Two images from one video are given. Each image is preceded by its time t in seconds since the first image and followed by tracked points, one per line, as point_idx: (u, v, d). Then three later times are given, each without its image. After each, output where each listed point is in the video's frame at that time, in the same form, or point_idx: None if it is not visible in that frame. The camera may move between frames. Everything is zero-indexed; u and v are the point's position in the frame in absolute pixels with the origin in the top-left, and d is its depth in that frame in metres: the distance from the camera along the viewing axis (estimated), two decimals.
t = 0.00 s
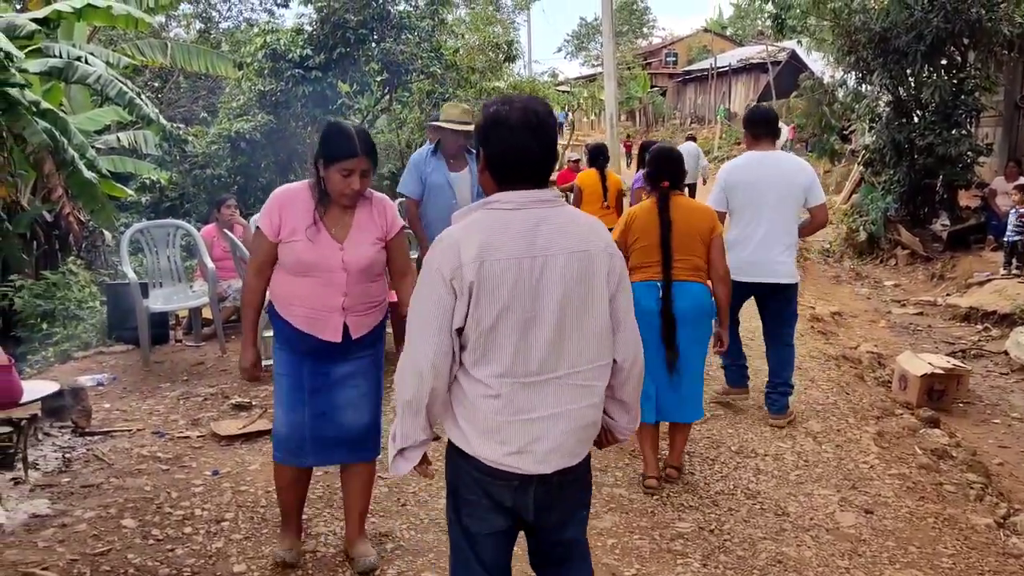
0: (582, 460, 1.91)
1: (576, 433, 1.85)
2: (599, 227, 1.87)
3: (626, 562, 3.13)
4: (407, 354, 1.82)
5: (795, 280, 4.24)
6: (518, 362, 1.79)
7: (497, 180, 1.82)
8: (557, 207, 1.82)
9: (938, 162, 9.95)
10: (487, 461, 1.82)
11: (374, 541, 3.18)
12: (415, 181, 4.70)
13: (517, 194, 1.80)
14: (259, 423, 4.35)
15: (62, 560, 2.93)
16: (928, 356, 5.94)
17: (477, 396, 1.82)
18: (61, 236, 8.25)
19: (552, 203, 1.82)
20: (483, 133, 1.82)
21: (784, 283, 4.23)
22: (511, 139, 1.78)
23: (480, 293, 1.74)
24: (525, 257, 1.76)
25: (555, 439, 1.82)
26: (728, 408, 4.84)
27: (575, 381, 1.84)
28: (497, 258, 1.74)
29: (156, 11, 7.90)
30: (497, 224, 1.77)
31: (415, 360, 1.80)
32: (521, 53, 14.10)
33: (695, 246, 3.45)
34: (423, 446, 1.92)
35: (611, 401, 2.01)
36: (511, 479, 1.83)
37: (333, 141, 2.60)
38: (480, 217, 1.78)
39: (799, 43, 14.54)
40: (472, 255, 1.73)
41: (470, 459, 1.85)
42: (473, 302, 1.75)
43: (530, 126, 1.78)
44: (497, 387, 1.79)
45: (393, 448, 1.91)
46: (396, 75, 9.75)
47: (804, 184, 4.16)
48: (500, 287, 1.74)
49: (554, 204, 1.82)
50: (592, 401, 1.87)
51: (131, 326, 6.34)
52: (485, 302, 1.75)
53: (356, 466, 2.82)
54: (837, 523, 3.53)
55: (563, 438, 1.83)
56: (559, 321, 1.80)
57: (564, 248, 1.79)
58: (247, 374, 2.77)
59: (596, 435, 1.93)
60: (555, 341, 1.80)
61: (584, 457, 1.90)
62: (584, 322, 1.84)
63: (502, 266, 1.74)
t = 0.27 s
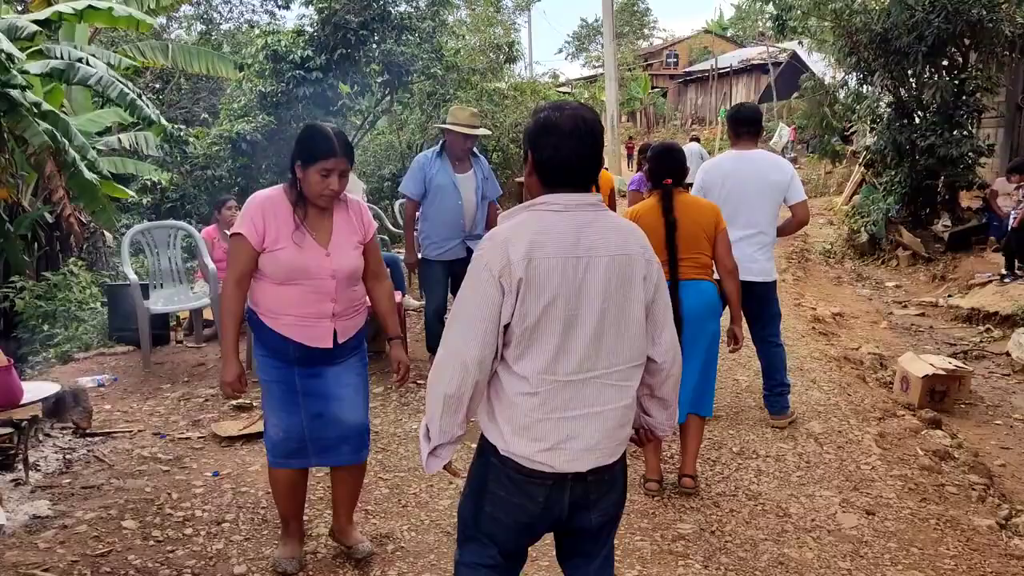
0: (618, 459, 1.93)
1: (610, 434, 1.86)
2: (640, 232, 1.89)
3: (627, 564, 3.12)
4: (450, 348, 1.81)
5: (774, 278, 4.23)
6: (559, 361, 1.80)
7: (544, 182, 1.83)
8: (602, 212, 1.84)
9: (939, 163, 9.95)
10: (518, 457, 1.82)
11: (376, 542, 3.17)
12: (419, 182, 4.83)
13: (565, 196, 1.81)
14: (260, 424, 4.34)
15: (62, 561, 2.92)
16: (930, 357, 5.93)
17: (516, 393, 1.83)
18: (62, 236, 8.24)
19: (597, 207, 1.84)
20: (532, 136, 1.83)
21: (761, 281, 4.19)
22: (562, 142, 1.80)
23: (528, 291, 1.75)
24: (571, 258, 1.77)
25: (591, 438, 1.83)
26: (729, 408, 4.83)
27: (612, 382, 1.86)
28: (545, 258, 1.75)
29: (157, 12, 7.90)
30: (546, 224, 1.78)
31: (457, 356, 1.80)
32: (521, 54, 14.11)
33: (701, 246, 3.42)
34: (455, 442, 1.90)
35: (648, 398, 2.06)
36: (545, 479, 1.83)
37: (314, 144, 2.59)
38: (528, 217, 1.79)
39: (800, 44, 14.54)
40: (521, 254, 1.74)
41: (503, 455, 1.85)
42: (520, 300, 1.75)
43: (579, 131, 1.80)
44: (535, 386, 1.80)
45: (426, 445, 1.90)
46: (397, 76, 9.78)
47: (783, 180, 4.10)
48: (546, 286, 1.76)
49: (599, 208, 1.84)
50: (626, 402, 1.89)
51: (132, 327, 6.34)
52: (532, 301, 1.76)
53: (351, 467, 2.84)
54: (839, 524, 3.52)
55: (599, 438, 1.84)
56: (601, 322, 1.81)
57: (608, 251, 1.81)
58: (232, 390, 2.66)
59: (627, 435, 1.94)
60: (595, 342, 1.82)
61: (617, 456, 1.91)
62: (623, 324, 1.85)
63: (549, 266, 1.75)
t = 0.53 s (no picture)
0: (624, 454, 1.92)
1: (613, 429, 1.85)
2: (650, 231, 1.88)
3: (627, 565, 3.12)
4: (460, 338, 1.82)
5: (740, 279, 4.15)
6: (563, 354, 1.80)
7: (556, 177, 1.85)
8: (613, 210, 1.84)
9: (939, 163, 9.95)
10: (521, 448, 1.83)
11: (376, 543, 3.17)
12: (421, 182, 4.84)
13: (577, 193, 1.82)
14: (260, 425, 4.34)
15: (61, 562, 2.92)
16: (929, 357, 5.93)
17: (521, 384, 1.83)
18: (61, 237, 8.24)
19: (607, 205, 1.84)
20: (545, 132, 1.85)
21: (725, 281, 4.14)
22: (574, 139, 1.81)
23: (534, 282, 1.75)
24: (578, 252, 1.77)
25: (594, 432, 1.83)
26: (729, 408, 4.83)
27: (617, 377, 1.85)
28: (552, 250, 1.75)
29: (156, 13, 7.90)
30: (555, 219, 1.78)
31: (466, 345, 1.80)
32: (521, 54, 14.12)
33: (712, 247, 3.40)
34: (470, 440, 1.89)
35: (653, 397, 2.07)
36: (547, 472, 1.83)
37: (293, 131, 2.60)
38: (539, 212, 1.80)
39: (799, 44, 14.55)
40: (529, 245, 1.74)
41: (507, 445, 1.86)
42: (527, 291, 1.76)
43: (590, 128, 1.81)
44: (539, 376, 1.81)
45: (442, 441, 1.89)
46: (397, 76, 9.81)
47: (753, 180, 4.03)
48: (552, 278, 1.76)
49: (610, 206, 1.84)
50: (630, 398, 1.88)
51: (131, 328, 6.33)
52: (537, 292, 1.76)
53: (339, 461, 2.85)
54: (839, 525, 3.52)
55: (601, 433, 1.83)
56: (606, 318, 1.81)
57: (615, 247, 1.80)
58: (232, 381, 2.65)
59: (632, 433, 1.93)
60: (599, 337, 1.81)
61: (621, 453, 1.91)
62: (629, 321, 1.84)
63: (556, 258, 1.75)
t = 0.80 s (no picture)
0: (610, 446, 1.94)
1: (599, 420, 1.87)
2: (625, 223, 1.91)
3: (626, 565, 3.11)
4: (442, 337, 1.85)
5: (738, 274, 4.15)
6: (546, 347, 1.83)
7: (529, 176, 1.88)
8: (588, 205, 1.87)
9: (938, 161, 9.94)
10: (509, 442, 1.85)
11: (374, 543, 3.16)
12: (423, 182, 4.80)
13: (550, 190, 1.85)
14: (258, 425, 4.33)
15: (57, 564, 2.91)
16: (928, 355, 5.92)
17: (506, 378, 1.86)
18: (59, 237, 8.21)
19: (582, 201, 1.87)
20: (518, 134, 1.88)
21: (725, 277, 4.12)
22: (542, 139, 1.86)
23: (513, 278, 1.78)
24: (555, 246, 1.80)
25: (579, 423, 1.84)
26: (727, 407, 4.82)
27: (601, 368, 1.87)
28: (529, 246, 1.78)
29: (154, 12, 7.88)
30: (531, 217, 1.82)
31: (450, 344, 1.84)
32: (519, 52, 14.10)
33: (712, 244, 3.36)
34: (459, 429, 1.93)
35: (643, 388, 2.09)
36: (533, 463, 1.85)
37: (289, 138, 2.58)
38: (515, 211, 1.83)
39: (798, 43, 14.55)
40: (506, 243, 1.78)
41: (495, 441, 1.89)
42: (506, 288, 1.79)
43: (557, 126, 1.85)
44: (523, 371, 1.83)
45: (431, 431, 1.93)
46: (396, 76, 9.83)
47: (747, 174, 4.03)
48: (532, 275, 1.79)
49: (585, 201, 1.87)
50: (616, 388, 1.90)
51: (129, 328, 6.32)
52: (517, 288, 1.79)
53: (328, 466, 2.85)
54: (838, 524, 3.52)
55: (587, 423, 1.85)
56: (587, 310, 1.84)
57: (592, 240, 1.83)
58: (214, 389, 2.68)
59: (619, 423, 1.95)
60: (581, 329, 1.84)
61: (609, 443, 1.92)
62: (610, 312, 1.87)
63: (533, 253, 1.78)
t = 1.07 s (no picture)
0: (574, 440, 1.98)
1: (556, 414, 1.92)
2: (584, 218, 1.95)
3: (625, 563, 3.11)
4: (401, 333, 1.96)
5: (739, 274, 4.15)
6: (499, 342, 1.90)
7: (488, 175, 1.95)
8: (544, 201, 1.92)
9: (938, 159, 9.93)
10: (470, 436, 1.94)
11: (373, 543, 3.16)
12: (431, 185, 4.58)
13: (504, 188, 1.91)
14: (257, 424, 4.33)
15: (55, 564, 2.91)
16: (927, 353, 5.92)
17: (464, 373, 1.94)
18: (58, 236, 8.20)
19: (539, 196, 1.93)
20: (477, 136, 1.95)
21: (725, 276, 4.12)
22: (501, 138, 1.92)
23: (463, 276, 1.86)
24: (505, 244, 1.87)
25: (535, 417, 1.90)
26: (726, 406, 4.82)
27: (557, 362, 1.92)
28: (478, 245, 1.86)
29: (153, 11, 7.87)
30: (483, 216, 1.89)
31: (408, 340, 1.94)
32: (519, 51, 14.09)
33: (708, 251, 3.37)
34: (420, 426, 2.02)
35: (608, 384, 2.12)
36: (495, 458, 1.92)
37: (274, 132, 2.55)
38: (470, 210, 1.91)
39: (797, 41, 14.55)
40: (456, 242, 1.86)
41: (459, 433, 1.98)
42: (457, 285, 1.87)
43: (514, 125, 1.92)
44: (478, 365, 1.91)
45: (393, 426, 2.03)
46: (395, 74, 9.84)
47: (745, 175, 4.02)
48: (480, 273, 1.86)
49: (541, 198, 1.92)
50: (575, 382, 1.94)
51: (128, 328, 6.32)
52: (467, 286, 1.87)
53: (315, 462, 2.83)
54: (836, 522, 3.51)
55: (543, 417, 1.90)
56: (539, 306, 1.89)
57: (544, 237, 1.88)
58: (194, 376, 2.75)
59: (583, 418, 1.99)
60: (534, 324, 1.90)
61: (573, 437, 1.96)
62: (565, 307, 1.91)
63: (482, 251, 1.86)
